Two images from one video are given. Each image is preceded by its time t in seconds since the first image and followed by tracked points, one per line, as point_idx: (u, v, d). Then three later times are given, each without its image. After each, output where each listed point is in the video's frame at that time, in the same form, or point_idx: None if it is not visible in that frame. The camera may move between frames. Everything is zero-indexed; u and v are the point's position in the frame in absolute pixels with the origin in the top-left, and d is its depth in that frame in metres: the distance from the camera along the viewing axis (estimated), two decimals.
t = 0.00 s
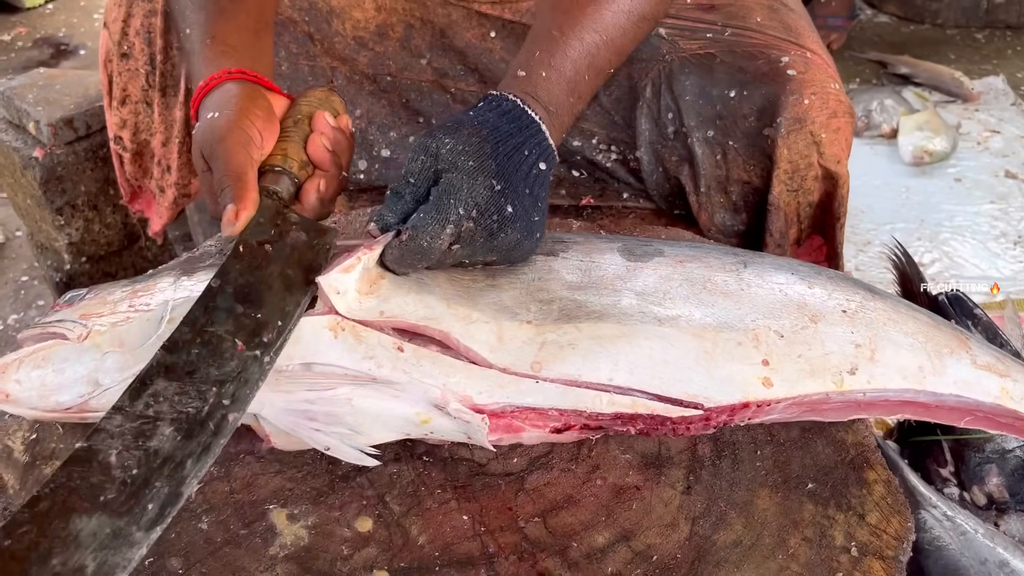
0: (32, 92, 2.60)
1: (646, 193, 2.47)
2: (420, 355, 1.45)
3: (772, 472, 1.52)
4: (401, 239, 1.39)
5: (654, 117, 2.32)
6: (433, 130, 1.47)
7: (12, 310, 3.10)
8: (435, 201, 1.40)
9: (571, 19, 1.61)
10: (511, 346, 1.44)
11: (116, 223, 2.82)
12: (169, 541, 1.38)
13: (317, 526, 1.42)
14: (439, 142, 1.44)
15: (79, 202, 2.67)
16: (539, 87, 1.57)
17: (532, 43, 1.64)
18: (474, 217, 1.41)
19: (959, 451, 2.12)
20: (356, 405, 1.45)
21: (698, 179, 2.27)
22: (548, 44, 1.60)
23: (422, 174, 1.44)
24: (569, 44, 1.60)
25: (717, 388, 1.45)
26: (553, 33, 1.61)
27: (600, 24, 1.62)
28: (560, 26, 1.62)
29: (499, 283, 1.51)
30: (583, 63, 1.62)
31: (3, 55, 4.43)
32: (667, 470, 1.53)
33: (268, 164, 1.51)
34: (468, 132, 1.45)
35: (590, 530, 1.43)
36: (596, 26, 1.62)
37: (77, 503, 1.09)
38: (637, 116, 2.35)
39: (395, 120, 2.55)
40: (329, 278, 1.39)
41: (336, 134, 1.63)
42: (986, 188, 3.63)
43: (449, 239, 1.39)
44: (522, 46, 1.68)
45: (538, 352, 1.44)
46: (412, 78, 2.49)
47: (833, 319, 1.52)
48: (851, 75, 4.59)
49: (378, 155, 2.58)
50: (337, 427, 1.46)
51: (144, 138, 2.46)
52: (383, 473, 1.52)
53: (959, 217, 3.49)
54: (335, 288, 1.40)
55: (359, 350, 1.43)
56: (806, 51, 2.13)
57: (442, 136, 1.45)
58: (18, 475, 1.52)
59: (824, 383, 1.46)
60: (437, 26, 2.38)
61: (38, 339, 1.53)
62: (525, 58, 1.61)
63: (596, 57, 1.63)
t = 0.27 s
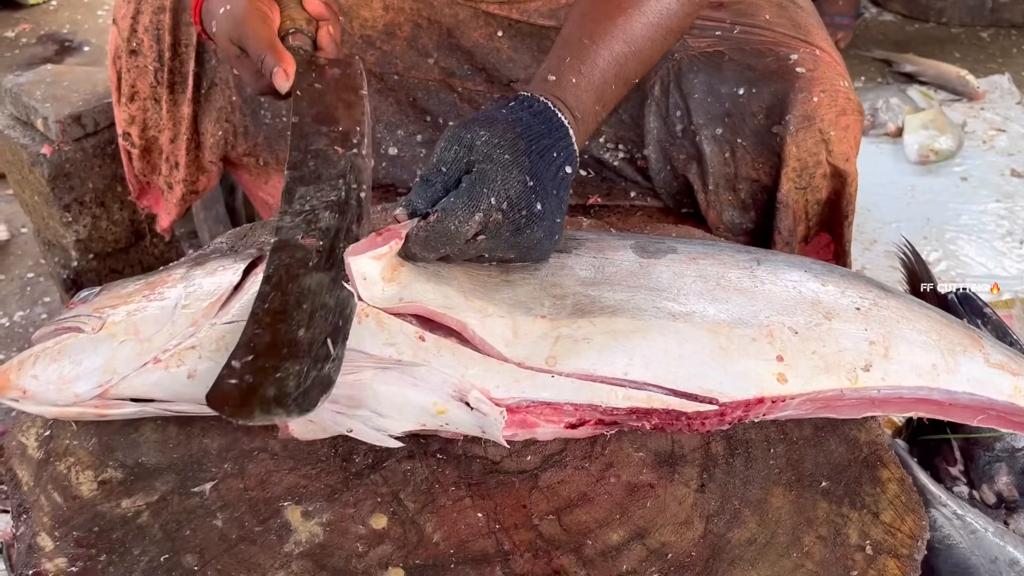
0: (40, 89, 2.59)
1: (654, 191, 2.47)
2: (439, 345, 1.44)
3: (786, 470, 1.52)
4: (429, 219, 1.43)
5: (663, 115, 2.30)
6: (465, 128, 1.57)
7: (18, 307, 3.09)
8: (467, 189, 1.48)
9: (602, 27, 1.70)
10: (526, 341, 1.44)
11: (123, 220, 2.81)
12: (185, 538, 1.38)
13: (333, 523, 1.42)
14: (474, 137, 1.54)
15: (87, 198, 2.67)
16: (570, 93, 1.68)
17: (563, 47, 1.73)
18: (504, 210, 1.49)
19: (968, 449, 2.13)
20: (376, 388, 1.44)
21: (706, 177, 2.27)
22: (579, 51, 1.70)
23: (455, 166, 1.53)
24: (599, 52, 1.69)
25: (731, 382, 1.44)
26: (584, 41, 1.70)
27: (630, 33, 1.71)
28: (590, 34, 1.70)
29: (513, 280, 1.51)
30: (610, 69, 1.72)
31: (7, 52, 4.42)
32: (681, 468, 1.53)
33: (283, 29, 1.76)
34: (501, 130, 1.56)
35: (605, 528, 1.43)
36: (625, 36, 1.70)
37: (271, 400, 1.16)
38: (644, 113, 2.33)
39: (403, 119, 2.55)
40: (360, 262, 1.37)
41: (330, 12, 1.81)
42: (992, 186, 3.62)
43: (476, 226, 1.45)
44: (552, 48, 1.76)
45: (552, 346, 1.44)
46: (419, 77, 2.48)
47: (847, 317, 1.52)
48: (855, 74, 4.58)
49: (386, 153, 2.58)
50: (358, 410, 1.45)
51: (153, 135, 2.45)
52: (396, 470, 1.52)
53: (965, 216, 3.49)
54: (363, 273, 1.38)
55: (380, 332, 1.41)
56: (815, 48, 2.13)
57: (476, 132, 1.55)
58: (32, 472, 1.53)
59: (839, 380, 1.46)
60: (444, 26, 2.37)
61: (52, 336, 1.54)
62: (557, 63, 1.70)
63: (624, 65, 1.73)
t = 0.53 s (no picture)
0: (43, 84, 2.60)
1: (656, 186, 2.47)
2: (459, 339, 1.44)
3: (788, 465, 1.52)
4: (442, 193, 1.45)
5: (665, 110, 2.31)
6: (472, 114, 1.61)
7: (21, 302, 3.10)
8: (479, 165, 1.52)
9: (602, 26, 1.76)
10: (533, 328, 1.44)
11: (126, 215, 2.82)
12: (188, 530, 1.39)
13: (336, 516, 1.42)
14: (483, 120, 1.59)
15: (90, 193, 2.67)
16: (572, 88, 1.72)
17: (564, 46, 1.79)
18: (513, 187, 1.54)
19: (971, 446, 2.13)
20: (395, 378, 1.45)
21: (708, 172, 2.27)
22: (579, 48, 1.75)
23: (464, 146, 1.56)
24: (599, 50, 1.74)
25: (736, 369, 1.45)
26: (584, 38, 1.76)
27: (629, 32, 1.77)
28: (590, 33, 1.76)
29: (519, 267, 1.50)
30: (611, 63, 1.76)
31: (10, 47, 4.43)
32: (683, 462, 1.53)
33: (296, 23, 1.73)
34: (509, 115, 1.61)
35: (608, 522, 1.43)
36: (624, 34, 1.76)
37: (293, 436, 1.12)
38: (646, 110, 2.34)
39: (406, 113, 2.54)
40: (396, 252, 1.32)
41: None
42: (995, 184, 3.62)
43: (486, 200, 1.48)
44: (554, 48, 1.82)
45: (559, 333, 1.44)
46: (422, 72, 2.48)
47: (850, 308, 1.52)
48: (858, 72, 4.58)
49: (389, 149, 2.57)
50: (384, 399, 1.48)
51: (156, 129, 2.44)
52: (400, 464, 1.52)
53: (967, 214, 3.48)
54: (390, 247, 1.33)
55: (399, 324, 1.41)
56: (817, 43, 2.13)
57: (485, 116, 1.60)
58: (36, 464, 1.53)
59: (842, 369, 1.46)
60: (447, 21, 2.38)
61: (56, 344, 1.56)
62: (559, 60, 1.76)
63: (624, 62, 1.78)
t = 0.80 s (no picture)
0: (42, 80, 2.60)
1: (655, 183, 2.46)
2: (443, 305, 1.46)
3: (784, 463, 1.52)
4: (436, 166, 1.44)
5: (663, 107, 2.30)
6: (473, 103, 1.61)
7: (20, 299, 3.10)
8: (475, 142, 1.50)
9: (597, 27, 1.76)
10: (522, 308, 1.44)
11: (124, 212, 2.81)
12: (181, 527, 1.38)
13: (330, 513, 1.42)
14: (483, 107, 1.58)
15: (88, 189, 2.67)
16: (570, 87, 1.71)
17: (559, 47, 1.78)
18: (509, 166, 1.51)
19: (969, 445, 2.12)
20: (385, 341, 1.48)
21: (706, 169, 2.26)
22: (576, 49, 1.74)
23: (463, 129, 1.55)
24: (596, 50, 1.74)
25: (730, 366, 1.44)
26: (580, 39, 1.76)
27: (624, 32, 1.76)
28: (586, 34, 1.76)
29: (512, 258, 1.52)
30: (607, 64, 1.76)
31: (11, 44, 4.43)
32: (679, 460, 1.52)
33: (320, 87, 1.48)
34: (509, 104, 1.60)
35: (602, 519, 1.43)
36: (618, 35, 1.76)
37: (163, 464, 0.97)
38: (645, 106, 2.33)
39: (403, 110, 2.52)
40: (362, 212, 1.32)
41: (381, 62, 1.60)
42: (996, 184, 3.61)
43: (480, 174, 1.46)
44: (552, 49, 1.82)
45: (550, 319, 1.44)
46: (421, 69, 2.48)
47: (846, 307, 1.51)
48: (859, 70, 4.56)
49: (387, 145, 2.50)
50: (367, 349, 1.49)
51: (153, 126, 2.46)
52: (394, 460, 1.51)
53: (968, 213, 3.47)
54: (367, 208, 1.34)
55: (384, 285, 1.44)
56: (817, 40, 2.12)
57: (485, 103, 1.58)
58: (30, 460, 1.53)
59: (837, 367, 1.46)
60: (445, 18, 2.38)
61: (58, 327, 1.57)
62: (556, 60, 1.75)
63: (620, 62, 1.77)
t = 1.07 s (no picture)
0: (42, 80, 2.61)
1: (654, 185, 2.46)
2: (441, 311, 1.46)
3: (781, 464, 1.51)
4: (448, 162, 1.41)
5: (663, 109, 2.30)
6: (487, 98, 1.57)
7: (20, 298, 3.10)
8: (489, 140, 1.46)
9: (606, 35, 1.74)
10: (519, 312, 1.44)
11: (124, 211, 2.81)
12: (177, 526, 1.38)
13: (326, 513, 1.42)
14: (497, 103, 1.54)
15: (87, 189, 2.67)
16: (581, 96, 1.69)
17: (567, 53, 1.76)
18: (520, 167, 1.48)
19: (967, 447, 2.12)
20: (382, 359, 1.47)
21: (706, 170, 2.26)
22: (586, 57, 1.73)
23: (477, 126, 1.51)
24: (605, 59, 1.73)
25: (727, 365, 1.44)
26: (590, 46, 1.74)
27: (633, 41, 1.75)
28: (596, 41, 1.74)
29: (510, 258, 1.52)
30: (616, 72, 1.75)
31: (12, 44, 4.43)
32: (676, 461, 1.52)
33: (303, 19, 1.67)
34: (523, 102, 1.57)
35: (599, 520, 1.43)
36: (629, 44, 1.75)
37: (333, 309, 1.40)
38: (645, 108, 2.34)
39: (404, 111, 2.54)
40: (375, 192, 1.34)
41: None
42: (996, 185, 3.61)
43: (493, 174, 1.44)
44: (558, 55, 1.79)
45: (547, 319, 1.44)
46: (421, 69, 2.48)
47: (844, 307, 1.51)
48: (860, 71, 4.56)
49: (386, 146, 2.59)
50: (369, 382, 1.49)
51: (154, 126, 2.45)
52: (391, 461, 1.51)
53: (968, 214, 3.47)
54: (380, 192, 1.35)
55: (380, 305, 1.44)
56: (817, 41, 2.12)
57: (500, 100, 1.54)
58: (27, 459, 1.53)
59: (834, 367, 1.46)
60: (446, 19, 2.37)
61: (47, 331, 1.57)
62: (565, 67, 1.73)
63: (628, 71, 1.76)
